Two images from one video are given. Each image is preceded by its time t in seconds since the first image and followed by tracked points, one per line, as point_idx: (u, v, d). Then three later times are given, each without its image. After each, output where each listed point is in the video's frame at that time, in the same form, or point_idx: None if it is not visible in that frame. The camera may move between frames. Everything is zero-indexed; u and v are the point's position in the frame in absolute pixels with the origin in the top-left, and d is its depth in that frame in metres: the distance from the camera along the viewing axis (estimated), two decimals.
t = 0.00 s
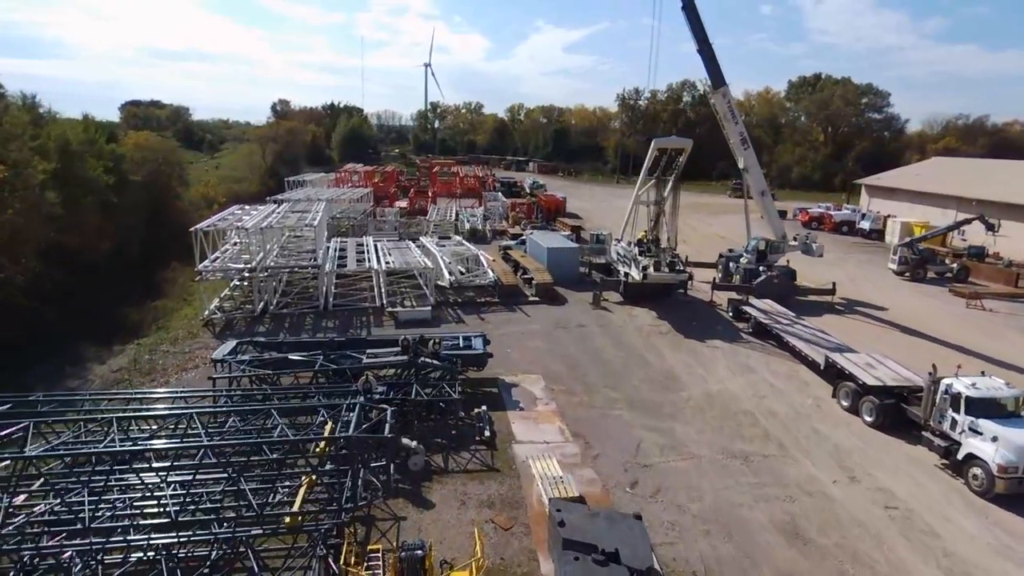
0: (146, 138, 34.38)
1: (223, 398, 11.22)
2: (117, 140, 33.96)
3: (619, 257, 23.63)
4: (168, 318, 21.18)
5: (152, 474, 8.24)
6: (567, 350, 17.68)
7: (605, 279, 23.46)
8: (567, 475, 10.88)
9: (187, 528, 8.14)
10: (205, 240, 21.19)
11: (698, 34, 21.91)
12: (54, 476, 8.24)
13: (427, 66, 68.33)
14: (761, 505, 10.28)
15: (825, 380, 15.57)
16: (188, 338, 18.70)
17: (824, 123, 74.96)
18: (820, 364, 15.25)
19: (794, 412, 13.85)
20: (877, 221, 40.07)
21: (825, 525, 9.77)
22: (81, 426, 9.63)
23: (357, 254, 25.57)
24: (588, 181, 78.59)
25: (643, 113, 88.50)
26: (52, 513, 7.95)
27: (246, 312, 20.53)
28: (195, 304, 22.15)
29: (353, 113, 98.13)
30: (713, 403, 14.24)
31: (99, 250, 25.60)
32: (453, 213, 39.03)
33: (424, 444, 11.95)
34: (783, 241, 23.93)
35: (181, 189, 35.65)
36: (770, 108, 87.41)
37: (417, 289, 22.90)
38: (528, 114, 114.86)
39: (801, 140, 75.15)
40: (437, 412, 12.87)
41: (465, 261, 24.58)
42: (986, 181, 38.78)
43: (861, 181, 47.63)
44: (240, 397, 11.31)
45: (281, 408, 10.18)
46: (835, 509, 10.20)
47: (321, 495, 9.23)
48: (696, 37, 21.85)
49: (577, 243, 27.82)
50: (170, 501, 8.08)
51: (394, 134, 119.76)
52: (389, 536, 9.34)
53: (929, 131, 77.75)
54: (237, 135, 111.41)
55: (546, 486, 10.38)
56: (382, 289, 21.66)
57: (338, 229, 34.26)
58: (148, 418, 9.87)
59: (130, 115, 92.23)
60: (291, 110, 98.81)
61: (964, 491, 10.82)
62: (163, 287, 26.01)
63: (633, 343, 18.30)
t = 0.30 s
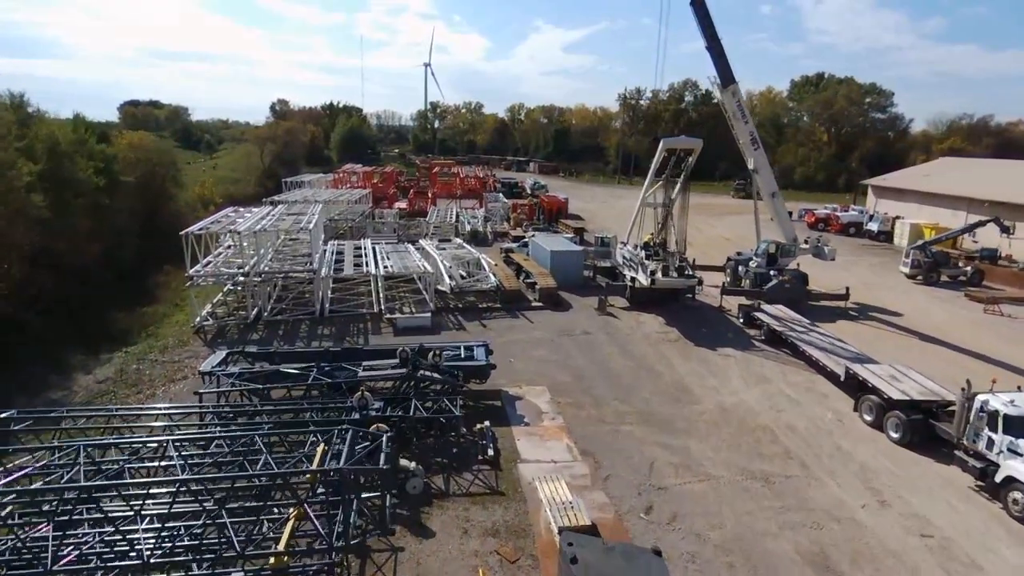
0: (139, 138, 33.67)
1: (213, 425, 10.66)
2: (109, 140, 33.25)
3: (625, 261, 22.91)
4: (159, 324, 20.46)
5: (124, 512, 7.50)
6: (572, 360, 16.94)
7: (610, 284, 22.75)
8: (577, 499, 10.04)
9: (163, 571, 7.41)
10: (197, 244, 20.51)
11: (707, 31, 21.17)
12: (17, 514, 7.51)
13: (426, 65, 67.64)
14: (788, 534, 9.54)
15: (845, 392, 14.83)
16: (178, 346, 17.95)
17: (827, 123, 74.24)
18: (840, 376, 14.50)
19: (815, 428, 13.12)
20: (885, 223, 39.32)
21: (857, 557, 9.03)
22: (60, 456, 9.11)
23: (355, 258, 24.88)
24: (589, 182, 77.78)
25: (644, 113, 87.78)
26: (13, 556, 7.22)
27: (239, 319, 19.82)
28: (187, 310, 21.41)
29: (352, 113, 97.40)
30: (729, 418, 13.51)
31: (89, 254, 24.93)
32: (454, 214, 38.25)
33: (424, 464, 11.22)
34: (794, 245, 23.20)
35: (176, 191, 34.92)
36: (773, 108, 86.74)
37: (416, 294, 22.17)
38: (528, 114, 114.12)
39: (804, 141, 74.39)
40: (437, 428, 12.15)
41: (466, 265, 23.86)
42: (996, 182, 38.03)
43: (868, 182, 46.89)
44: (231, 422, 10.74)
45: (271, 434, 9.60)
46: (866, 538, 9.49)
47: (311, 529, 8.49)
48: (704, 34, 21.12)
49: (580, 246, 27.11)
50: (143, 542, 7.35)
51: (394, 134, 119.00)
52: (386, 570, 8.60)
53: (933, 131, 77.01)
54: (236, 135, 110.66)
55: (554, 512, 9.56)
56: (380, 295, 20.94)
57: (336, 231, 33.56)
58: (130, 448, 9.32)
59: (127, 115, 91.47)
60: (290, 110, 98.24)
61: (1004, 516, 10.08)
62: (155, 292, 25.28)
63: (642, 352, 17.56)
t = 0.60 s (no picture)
0: (132, 137, 32.98)
1: (198, 452, 10.06)
2: (102, 140, 32.51)
3: (632, 265, 22.16)
4: (150, 331, 19.74)
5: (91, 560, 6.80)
6: (579, 369, 16.21)
7: (616, 289, 22.02)
8: (589, 528, 9.24)
9: None
10: (188, 248, 19.82)
11: (717, 27, 20.41)
12: None
13: (426, 65, 67.01)
14: (818, 566, 8.81)
15: (866, 405, 14.10)
16: (167, 354, 17.22)
17: (831, 122, 73.53)
18: (863, 388, 13.76)
19: (837, 445, 12.39)
20: (893, 224, 38.60)
21: None
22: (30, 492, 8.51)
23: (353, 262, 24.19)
24: (591, 182, 77.08)
25: (645, 112, 87.10)
26: None
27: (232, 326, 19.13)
28: (178, 317, 20.67)
29: (351, 113, 96.76)
30: (746, 433, 12.78)
31: (80, 257, 24.27)
32: (454, 216, 37.50)
33: (423, 487, 10.49)
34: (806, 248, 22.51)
35: (170, 192, 34.17)
36: (775, 108, 86.06)
37: (415, 299, 21.45)
38: (528, 113, 113.40)
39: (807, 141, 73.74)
40: (438, 447, 11.44)
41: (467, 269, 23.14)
42: (1006, 182, 37.29)
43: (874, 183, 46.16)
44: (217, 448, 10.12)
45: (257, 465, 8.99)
46: (903, 570, 8.77)
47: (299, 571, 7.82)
48: (714, 30, 20.36)
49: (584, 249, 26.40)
50: None
51: (394, 134, 118.27)
52: None
53: (937, 131, 76.28)
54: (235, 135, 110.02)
55: (565, 543, 8.75)
56: (378, 301, 20.22)
57: (333, 233, 32.86)
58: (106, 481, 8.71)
59: (124, 115, 90.74)
60: (289, 110, 97.57)
61: None
62: (147, 296, 24.56)
63: (651, 361, 16.81)
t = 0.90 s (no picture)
0: (126, 136, 32.31)
1: (178, 479, 9.33)
2: (94, 140, 31.80)
3: (639, 269, 21.41)
4: (139, 338, 19.02)
5: None
6: (586, 380, 15.47)
7: (622, 294, 21.32)
8: (603, 562, 8.61)
9: None
10: (178, 252, 19.08)
11: (727, 23, 19.67)
12: None
13: (426, 65, 66.51)
14: None
15: (890, 419, 13.37)
16: (155, 364, 16.49)
17: (834, 122, 72.82)
18: (887, 402, 13.02)
19: (863, 463, 11.66)
20: (902, 226, 37.87)
21: None
22: None
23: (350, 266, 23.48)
24: (592, 183, 76.37)
25: (647, 112, 86.39)
26: None
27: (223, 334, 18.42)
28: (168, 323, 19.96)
29: (351, 113, 96.04)
30: (765, 451, 12.04)
31: (67, 260, 23.97)
32: (455, 217, 36.76)
33: (422, 514, 9.75)
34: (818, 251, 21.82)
35: (165, 192, 33.43)
36: (778, 108, 85.38)
37: (415, 305, 20.72)
38: (528, 113, 112.68)
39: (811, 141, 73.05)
40: (437, 466, 10.71)
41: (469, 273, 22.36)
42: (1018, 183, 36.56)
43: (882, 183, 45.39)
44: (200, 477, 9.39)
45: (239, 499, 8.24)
46: None
47: None
48: (725, 26, 19.61)
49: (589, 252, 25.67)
50: None
51: (394, 134, 117.54)
52: None
53: (942, 131, 75.57)
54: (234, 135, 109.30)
55: None
56: (376, 307, 19.50)
57: (331, 235, 32.17)
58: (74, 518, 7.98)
59: (122, 115, 90.01)
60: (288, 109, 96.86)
61: None
62: (137, 301, 23.89)
63: (661, 371, 16.06)
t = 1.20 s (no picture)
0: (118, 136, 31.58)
1: (155, 508, 8.57)
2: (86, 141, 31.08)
3: (645, 273, 20.67)
4: (128, 345, 18.28)
5: None
6: (593, 391, 14.74)
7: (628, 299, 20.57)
8: None
9: None
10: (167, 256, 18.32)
11: (738, 18, 18.92)
12: None
13: (426, 65, 65.85)
14: None
15: (916, 435, 12.64)
16: (142, 374, 15.73)
17: (838, 122, 72.09)
18: (915, 418, 12.29)
19: (892, 485, 10.94)
20: (911, 228, 37.12)
21: None
22: None
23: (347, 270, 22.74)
24: (593, 183, 75.61)
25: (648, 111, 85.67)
26: None
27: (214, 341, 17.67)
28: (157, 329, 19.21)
29: (349, 113, 95.32)
30: (787, 470, 11.30)
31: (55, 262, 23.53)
32: (455, 218, 36.01)
33: (422, 544, 9.01)
34: (831, 255, 21.12)
35: (159, 193, 32.68)
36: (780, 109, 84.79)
37: (414, 311, 19.99)
38: (529, 113, 111.95)
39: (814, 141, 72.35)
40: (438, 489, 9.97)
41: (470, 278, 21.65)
42: None
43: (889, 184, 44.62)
44: (180, 505, 8.63)
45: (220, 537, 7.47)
46: None
47: None
48: (736, 22, 18.87)
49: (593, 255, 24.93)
50: None
51: (393, 134, 116.86)
52: None
53: (946, 131, 74.85)
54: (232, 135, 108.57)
55: None
56: (373, 313, 18.78)
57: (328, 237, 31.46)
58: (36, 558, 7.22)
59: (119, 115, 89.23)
60: (286, 109, 96.16)
61: None
62: (127, 305, 23.15)
63: (671, 383, 15.34)
